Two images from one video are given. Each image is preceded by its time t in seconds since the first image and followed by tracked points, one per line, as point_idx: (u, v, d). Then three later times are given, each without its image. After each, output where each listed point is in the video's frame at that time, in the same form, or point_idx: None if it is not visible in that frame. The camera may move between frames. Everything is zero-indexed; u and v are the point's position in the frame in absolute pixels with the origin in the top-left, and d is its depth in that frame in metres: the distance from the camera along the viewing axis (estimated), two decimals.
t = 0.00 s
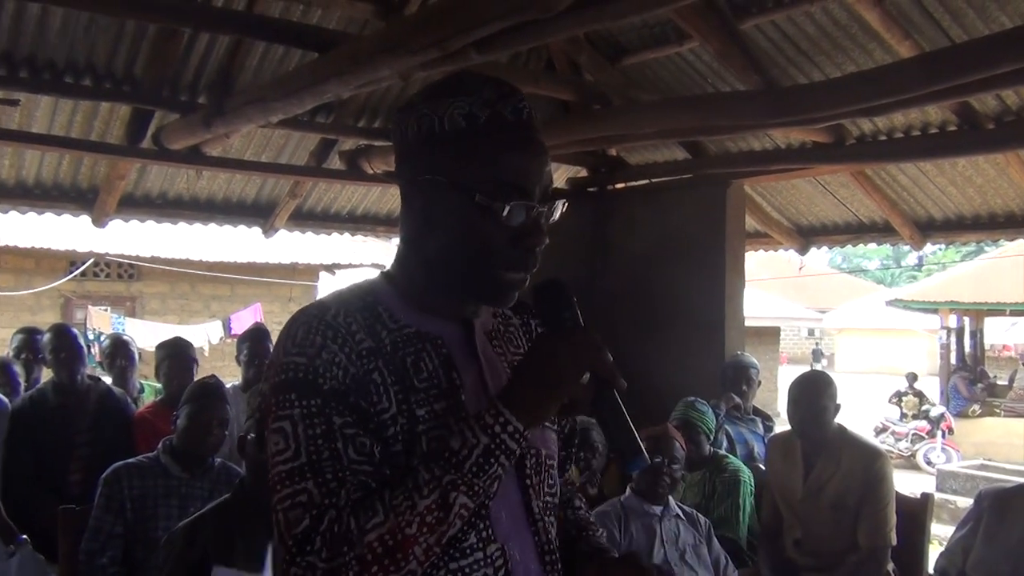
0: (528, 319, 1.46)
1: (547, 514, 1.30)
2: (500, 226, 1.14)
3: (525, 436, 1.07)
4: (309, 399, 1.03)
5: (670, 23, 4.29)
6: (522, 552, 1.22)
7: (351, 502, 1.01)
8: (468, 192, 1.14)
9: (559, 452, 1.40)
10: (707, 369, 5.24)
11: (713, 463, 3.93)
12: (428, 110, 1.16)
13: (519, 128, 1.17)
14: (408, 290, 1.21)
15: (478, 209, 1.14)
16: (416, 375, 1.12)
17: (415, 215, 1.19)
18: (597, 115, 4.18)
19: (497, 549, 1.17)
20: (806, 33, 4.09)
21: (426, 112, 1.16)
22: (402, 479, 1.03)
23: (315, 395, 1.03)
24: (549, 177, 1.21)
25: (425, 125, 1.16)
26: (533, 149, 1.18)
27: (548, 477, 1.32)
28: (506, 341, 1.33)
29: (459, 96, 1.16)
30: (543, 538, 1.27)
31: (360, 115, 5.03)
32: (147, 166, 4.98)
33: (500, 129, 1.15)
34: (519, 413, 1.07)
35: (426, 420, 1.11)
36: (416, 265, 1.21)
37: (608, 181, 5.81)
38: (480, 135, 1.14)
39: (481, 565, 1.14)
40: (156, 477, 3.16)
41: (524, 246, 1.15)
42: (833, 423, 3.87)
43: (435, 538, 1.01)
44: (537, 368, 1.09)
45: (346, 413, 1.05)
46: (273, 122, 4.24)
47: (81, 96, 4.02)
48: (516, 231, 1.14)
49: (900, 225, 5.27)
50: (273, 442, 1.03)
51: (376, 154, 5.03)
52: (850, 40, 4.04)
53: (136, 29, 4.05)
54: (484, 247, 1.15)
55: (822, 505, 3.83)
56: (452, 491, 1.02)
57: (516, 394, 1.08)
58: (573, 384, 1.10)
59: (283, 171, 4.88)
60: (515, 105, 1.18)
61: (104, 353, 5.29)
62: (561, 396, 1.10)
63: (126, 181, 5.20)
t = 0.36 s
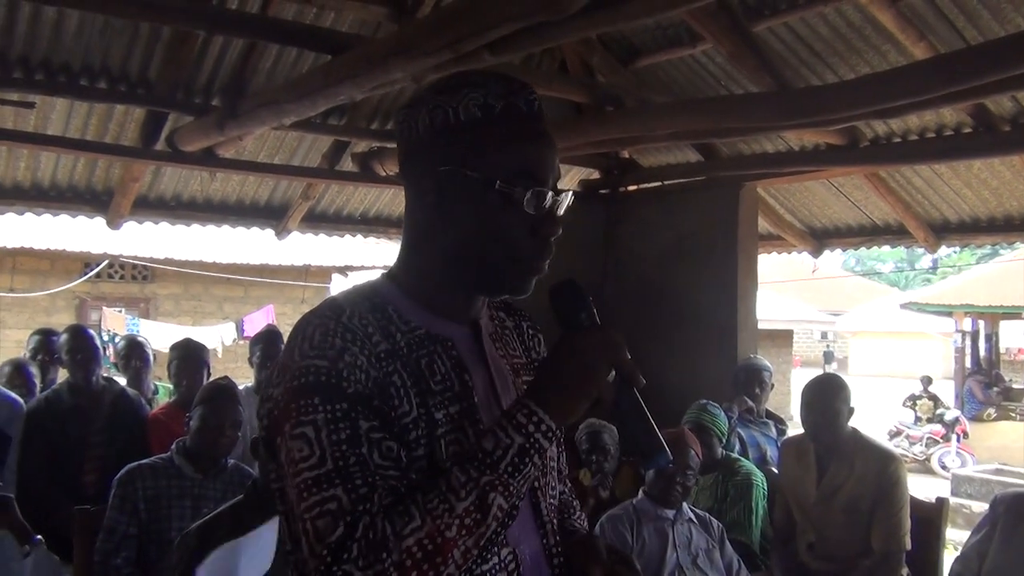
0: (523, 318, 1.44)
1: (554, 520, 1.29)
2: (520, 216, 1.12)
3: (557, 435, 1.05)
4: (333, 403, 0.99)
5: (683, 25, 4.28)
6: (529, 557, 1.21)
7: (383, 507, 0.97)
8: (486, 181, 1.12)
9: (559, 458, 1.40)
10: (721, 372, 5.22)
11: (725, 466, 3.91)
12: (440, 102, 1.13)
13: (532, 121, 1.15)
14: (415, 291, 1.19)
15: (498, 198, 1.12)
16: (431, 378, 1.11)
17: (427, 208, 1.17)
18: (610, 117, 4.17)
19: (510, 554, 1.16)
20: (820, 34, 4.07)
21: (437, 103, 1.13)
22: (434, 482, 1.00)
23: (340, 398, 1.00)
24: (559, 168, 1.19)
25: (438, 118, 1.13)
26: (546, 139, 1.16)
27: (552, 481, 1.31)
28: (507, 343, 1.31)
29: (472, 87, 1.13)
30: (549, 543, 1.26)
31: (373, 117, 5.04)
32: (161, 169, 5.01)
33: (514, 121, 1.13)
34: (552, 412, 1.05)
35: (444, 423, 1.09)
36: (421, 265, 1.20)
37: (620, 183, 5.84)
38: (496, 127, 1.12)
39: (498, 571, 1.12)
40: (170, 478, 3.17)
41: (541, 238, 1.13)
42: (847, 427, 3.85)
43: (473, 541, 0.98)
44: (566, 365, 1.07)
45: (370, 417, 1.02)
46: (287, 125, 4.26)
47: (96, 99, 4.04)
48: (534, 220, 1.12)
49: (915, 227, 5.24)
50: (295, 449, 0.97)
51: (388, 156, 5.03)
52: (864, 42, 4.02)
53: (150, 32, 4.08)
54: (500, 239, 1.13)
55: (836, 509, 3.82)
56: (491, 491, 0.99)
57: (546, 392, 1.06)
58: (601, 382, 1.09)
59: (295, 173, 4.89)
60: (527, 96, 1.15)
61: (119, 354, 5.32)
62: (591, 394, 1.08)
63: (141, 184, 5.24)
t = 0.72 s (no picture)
0: (520, 325, 1.42)
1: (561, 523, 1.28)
2: (526, 208, 1.12)
3: (574, 434, 1.06)
4: (346, 408, 0.99)
5: (695, 29, 4.28)
6: (536, 560, 1.21)
7: (402, 511, 0.96)
8: (490, 176, 1.12)
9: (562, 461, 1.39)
10: (733, 377, 5.21)
11: (736, 471, 3.91)
12: (437, 102, 1.12)
13: (528, 115, 1.15)
14: (418, 295, 1.18)
15: (503, 192, 1.12)
16: (439, 381, 1.11)
17: (431, 209, 1.15)
18: (621, 120, 4.17)
19: (519, 558, 1.15)
20: (832, 38, 4.06)
21: (435, 103, 1.12)
22: (451, 485, 1.00)
23: (353, 403, 0.99)
24: (555, 162, 1.19)
25: (437, 118, 1.11)
26: (542, 133, 1.17)
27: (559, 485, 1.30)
28: (507, 347, 1.31)
29: (468, 86, 1.12)
30: (557, 546, 1.25)
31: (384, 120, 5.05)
32: (173, 172, 5.03)
33: (512, 117, 1.13)
34: (569, 410, 1.05)
35: (453, 426, 1.09)
36: (426, 271, 1.19)
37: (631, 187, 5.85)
38: (496, 123, 1.12)
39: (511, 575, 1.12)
40: (181, 481, 3.18)
41: (545, 231, 1.13)
42: (859, 432, 3.83)
43: (494, 542, 0.98)
44: (580, 364, 1.07)
45: (383, 421, 1.01)
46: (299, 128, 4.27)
47: (109, 102, 4.06)
48: (539, 210, 1.13)
49: (928, 232, 5.21)
50: (309, 455, 0.97)
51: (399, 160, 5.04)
52: (877, 46, 4.01)
53: (164, 36, 4.10)
54: (506, 234, 1.12)
55: (848, 515, 3.80)
56: (511, 492, 0.99)
57: (561, 392, 1.06)
58: (616, 379, 1.09)
59: (307, 176, 4.90)
60: (520, 92, 1.15)
61: (131, 356, 5.34)
62: (606, 392, 1.09)
63: (153, 186, 5.27)
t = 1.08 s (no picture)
0: (519, 328, 1.41)
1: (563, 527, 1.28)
2: (528, 207, 1.12)
3: (581, 437, 1.05)
4: (350, 412, 0.98)
5: (703, 32, 4.28)
6: (536, 564, 1.21)
7: (410, 515, 0.96)
8: (491, 176, 1.11)
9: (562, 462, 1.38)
10: (741, 382, 5.20)
11: (743, 475, 3.90)
12: (434, 104, 1.11)
13: (525, 115, 1.15)
14: (418, 298, 1.17)
15: (504, 192, 1.12)
16: (441, 386, 1.11)
17: (430, 211, 1.15)
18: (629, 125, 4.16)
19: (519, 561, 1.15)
20: (841, 42, 4.06)
21: (432, 105, 1.11)
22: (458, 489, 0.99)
23: (357, 407, 0.99)
24: (553, 162, 1.19)
25: (433, 121, 1.11)
26: (540, 133, 1.17)
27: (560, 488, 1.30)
28: (506, 350, 1.30)
29: (464, 88, 1.12)
30: (558, 549, 1.25)
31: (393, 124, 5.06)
32: (182, 175, 5.05)
33: (509, 118, 1.13)
34: (576, 412, 1.05)
35: (455, 431, 1.09)
36: (424, 275, 1.18)
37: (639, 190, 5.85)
38: (494, 124, 1.12)
39: None
40: (190, 484, 3.18)
41: (545, 231, 1.13)
42: (868, 436, 3.82)
43: (503, 546, 0.97)
44: (586, 365, 1.07)
45: (388, 425, 1.01)
46: (307, 132, 4.28)
47: (119, 106, 4.08)
48: (539, 210, 1.13)
49: (937, 236, 5.20)
50: (314, 461, 0.96)
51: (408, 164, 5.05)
52: (886, 50, 4.00)
53: (174, 41, 4.12)
54: (507, 235, 1.12)
55: (857, 520, 3.79)
56: (519, 495, 0.99)
57: (568, 394, 1.06)
58: (623, 380, 1.09)
59: (316, 180, 4.92)
60: (517, 93, 1.15)
61: (139, 359, 5.36)
62: (612, 393, 1.08)
63: (162, 190, 5.28)
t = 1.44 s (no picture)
0: (514, 327, 1.41)
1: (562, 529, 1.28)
2: (537, 206, 1.13)
3: (595, 438, 1.06)
4: (364, 414, 0.98)
5: (709, 35, 4.28)
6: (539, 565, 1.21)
7: (426, 517, 0.96)
8: (500, 176, 1.12)
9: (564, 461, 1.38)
10: (745, 385, 5.19)
11: (748, 478, 3.90)
12: (442, 101, 1.11)
13: (531, 114, 1.15)
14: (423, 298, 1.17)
15: (513, 192, 1.12)
16: (447, 387, 1.11)
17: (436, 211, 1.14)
18: (635, 127, 4.16)
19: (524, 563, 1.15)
20: (847, 45, 4.06)
21: (439, 102, 1.11)
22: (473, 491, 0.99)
23: (371, 409, 0.98)
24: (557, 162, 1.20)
25: (440, 119, 1.11)
26: (546, 132, 1.17)
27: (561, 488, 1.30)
28: (505, 350, 1.30)
29: (472, 87, 1.12)
30: (556, 549, 1.25)
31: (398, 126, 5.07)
32: (188, 177, 5.06)
33: (517, 117, 1.13)
34: (589, 412, 1.05)
35: (462, 432, 1.09)
36: (426, 275, 1.18)
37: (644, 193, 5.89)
38: (502, 123, 1.12)
39: None
40: (194, 485, 3.18)
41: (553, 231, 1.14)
42: (873, 440, 3.81)
43: (520, 547, 0.98)
44: (600, 366, 1.08)
45: (401, 427, 1.01)
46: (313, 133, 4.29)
47: (125, 107, 4.08)
48: (548, 209, 1.14)
49: (942, 240, 5.19)
50: (328, 463, 0.95)
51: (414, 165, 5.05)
52: (892, 53, 4.00)
53: (180, 42, 4.13)
54: (516, 235, 1.12)
55: (862, 523, 3.78)
56: (536, 496, 0.99)
57: (581, 395, 1.06)
58: (635, 379, 1.10)
59: (321, 181, 4.92)
60: (523, 92, 1.15)
61: (144, 359, 5.37)
62: (625, 393, 1.09)
63: (168, 191, 5.29)
